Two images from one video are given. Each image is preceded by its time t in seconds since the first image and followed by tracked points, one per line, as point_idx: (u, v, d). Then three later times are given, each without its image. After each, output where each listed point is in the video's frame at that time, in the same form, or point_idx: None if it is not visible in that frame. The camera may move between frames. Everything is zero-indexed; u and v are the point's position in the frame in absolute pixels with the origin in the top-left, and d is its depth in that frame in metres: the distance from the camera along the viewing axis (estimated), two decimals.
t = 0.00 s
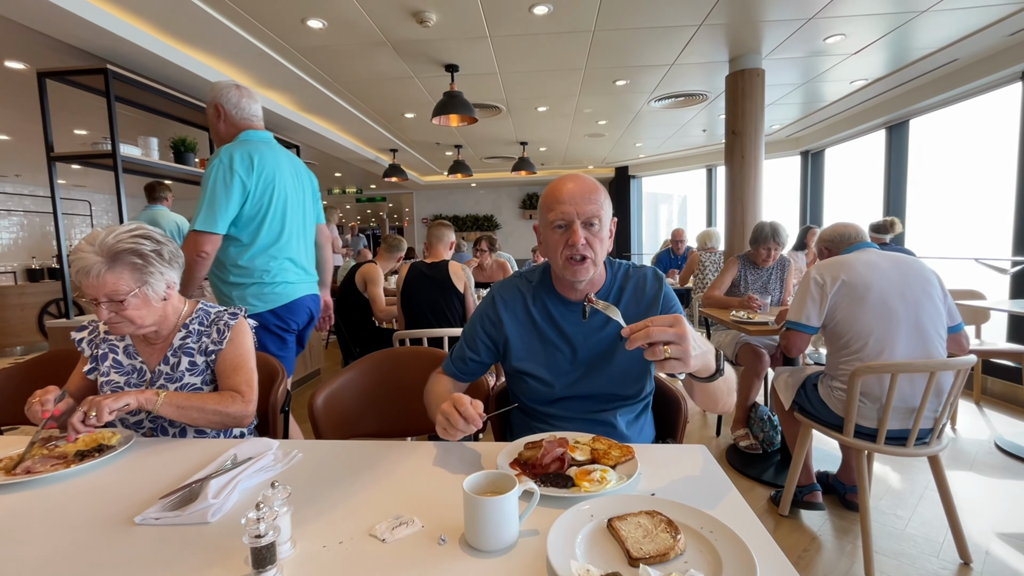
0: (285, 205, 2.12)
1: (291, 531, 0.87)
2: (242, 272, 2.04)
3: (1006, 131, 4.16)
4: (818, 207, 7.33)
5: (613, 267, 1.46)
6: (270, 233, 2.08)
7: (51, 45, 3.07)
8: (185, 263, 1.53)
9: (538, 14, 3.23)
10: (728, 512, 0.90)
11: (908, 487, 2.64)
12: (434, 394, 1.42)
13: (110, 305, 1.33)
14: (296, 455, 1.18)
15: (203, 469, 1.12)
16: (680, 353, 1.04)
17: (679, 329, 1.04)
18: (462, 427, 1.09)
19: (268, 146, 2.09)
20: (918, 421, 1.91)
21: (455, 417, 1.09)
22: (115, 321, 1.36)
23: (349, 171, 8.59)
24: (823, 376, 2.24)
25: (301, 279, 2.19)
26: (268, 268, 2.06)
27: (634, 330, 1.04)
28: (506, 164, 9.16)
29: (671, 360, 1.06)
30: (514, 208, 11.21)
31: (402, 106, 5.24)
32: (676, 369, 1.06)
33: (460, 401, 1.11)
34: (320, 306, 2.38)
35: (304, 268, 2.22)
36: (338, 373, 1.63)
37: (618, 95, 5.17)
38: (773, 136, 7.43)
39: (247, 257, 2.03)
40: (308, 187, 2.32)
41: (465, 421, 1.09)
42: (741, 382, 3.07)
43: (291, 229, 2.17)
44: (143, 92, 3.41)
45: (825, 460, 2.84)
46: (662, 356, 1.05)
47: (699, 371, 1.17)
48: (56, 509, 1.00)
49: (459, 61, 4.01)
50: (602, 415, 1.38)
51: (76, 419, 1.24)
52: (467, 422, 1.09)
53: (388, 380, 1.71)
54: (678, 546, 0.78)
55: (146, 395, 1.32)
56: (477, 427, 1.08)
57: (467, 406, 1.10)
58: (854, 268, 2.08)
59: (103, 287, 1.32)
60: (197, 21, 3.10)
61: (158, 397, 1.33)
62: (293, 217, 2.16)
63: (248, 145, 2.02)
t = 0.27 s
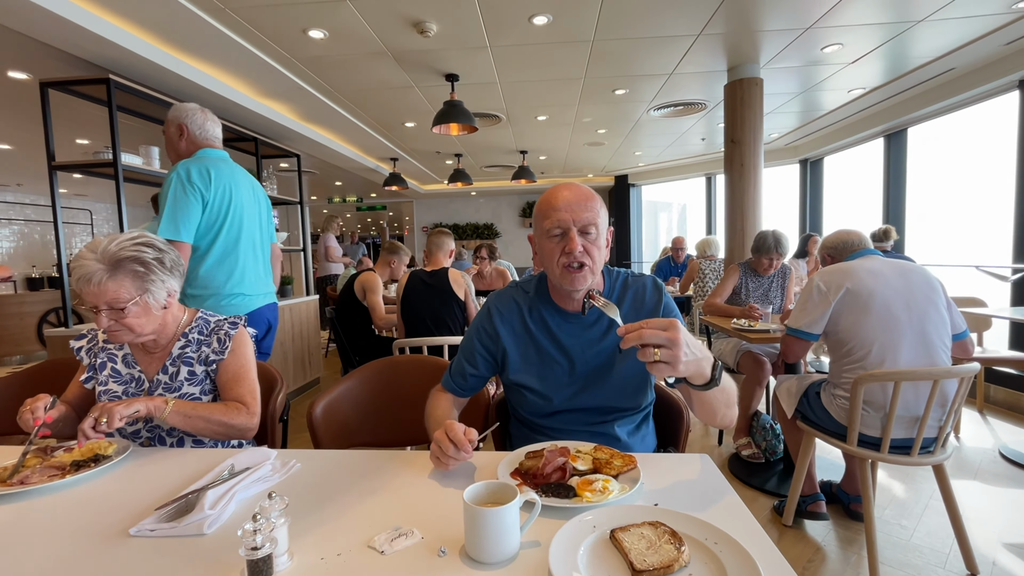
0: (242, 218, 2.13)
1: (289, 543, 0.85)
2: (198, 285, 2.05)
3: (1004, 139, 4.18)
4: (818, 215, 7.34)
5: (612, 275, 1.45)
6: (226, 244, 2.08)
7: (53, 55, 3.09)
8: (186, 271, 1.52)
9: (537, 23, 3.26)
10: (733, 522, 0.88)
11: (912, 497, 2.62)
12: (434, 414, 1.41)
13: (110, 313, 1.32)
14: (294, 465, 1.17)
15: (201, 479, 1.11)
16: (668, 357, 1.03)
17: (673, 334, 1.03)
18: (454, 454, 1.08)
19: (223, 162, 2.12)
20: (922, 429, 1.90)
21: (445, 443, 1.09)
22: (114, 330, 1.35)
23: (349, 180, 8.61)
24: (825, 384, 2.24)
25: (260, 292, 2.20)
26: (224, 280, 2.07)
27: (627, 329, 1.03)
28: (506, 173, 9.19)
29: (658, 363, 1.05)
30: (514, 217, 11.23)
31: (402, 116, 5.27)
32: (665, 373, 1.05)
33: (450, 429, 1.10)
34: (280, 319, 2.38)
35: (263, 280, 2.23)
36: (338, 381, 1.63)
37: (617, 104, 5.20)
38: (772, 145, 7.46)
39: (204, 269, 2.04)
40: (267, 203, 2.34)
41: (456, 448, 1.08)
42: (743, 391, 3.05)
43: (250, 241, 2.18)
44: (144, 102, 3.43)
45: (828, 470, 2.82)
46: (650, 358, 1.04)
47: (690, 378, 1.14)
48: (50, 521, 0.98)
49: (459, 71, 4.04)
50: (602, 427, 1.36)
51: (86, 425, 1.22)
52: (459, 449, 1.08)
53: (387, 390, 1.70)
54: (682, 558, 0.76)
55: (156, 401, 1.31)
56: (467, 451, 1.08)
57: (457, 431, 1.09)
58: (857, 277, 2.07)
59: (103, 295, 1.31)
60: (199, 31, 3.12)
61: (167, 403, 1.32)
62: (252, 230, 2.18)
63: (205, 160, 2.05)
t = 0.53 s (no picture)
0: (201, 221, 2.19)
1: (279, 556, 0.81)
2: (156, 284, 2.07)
3: (1006, 141, 4.16)
4: (818, 219, 7.33)
5: (615, 279, 1.42)
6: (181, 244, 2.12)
7: (48, 57, 3.06)
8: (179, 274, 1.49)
9: (537, 26, 3.24)
10: (746, 533, 0.84)
11: (920, 503, 2.58)
12: (434, 424, 1.37)
13: (101, 316, 1.27)
14: (287, 473, 1.13)
15: (190, 488, 1.06)
16: (653, 313, 1.02)
17: (653, 293, 1.02)
18: (453, 463, 1.03)
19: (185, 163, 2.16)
20: (931, 435, 1.86)
21: (444, 451, 1.05)
22: (105, 334, 1.30)
23: (348, 185, 8.59)
24: (830, 389, 2.20)
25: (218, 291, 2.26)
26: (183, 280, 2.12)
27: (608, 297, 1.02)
28: (505, 177, 9.18)
29: (645, 323, 1.02)
30: (513, 221, 11.22)
31: (401, 119, 5.25)
32: (653, 332, 1.02)
33: (449, 437, 1.06)
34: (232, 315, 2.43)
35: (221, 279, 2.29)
36: (335, 386, 1.59)
37: (617, 108, 5.19)
38: (772, 149, 7.46)
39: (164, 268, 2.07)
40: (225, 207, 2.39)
41: (455, 457, 1.04)
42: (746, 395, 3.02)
43: (208, 241, 2.23)
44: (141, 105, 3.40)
45: (834, 475, 2.78)
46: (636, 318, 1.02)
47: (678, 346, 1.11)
48: (32, 532, 0.94)
49: (458, 74, 4.02)
50: (606, 438, 1.32)
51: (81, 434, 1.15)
52: (459, 460, 1.04)
53: (384, 396, 1.66)
54: (695, 571, 0.72)
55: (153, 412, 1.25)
56: (467, 458, 1.03)
57: (456, 439, 1.06)
58: (864, 280, 2.04)
59: (94, 297, 1.26)
60: (196, 32, 3.10)
61: (165, 414, 1.26)
62: (211, 230, 2.23)
63: (164, 160, 2.08)
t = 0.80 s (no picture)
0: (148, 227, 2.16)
1: None
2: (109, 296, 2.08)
3: (1010, 149, 4.13)
4: (819, 227, 7.30)
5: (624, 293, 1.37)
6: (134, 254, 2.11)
7: (46, 66, 3.04)
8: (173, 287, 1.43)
9: (538, 34, 3.22)
10: (771, 566, 0.79)
11: (932, 518, 2.51)
12: (434, 443, 1.31)
13: (88, 331, 1.23)
14: (282, 496, 1.08)
15: (179, 514, 1.01)
16: (647, 342, 1.00)
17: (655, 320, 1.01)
18: (455, 492, 0.98)
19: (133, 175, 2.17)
20: (947, 451, 1.80)
21: (444, 480, 1.00)
22: (93, 350, 1.26)
23: (348, 193, 8.58)
24: (841, 402, 2.14)
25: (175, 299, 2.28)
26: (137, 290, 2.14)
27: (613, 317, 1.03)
28: (505, 186, 9.17)
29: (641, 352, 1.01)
30: (514, 230, 11.20)
31: (402, 128, 5.24)
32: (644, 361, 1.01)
33: (449, 465, 1.01)
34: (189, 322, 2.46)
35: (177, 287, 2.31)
36: (333, 401, 1.53)
37: (617, 117, 5.18)
38: (773, 157, 7.45)
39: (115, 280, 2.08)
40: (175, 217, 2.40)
41: (457, 486, 0.99)
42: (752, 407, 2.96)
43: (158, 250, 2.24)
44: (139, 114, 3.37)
45: (844, 490, 2.71)
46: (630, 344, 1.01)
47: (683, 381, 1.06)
48: (10, 562, 0.89)
49: (459, 82, 4.00)
50: (614, 461, 1.26)
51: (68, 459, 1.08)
52: (462, 488, 0.99)
53: (384, 412, 1.61)
54: None
55: (144, 434, 1.19)
56: (468, 488, 0.98)
57: (457, 466, 1.01)
58: (875, 292, 1.99)
59: (81, 312, 1.22)
60: (195, 41, 3.07)
61: (154, 437, 1.20)
62: (160, 240, 2.24)
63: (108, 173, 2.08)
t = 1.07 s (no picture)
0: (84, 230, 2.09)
1: None
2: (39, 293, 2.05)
3: (1005, 151, 4.13)
4: (815, 230, 7.30)
5: (625, 291, 1.32)
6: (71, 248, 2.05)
7: (32, 64, 2.98)
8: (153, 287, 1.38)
9: (534, 33, 3.19)
10: None
11: (935, 522, 2.47)
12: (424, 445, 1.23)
13: (61, 333, 1.17)
14: (266, 505, 1.02)
15: (156, 523, 0.95)
16: (706, 425, 0.91)
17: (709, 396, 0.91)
18: (450, 493, 0.93)
19: (53, 170, 2.13)
20: (952, 454, 1.76)
21: (443, 477, 0.95)
22: (66, 353, 1.20)
23: (343, 196, 8.51)
24: (843, 404, 2.10)
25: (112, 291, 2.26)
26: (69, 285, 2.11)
27: (660, 391, 0.90)
28: (501, 188, 9.13)
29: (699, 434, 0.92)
30: (509, 233, 11.17)
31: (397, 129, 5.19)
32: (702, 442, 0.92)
33: (451, 462, 0.97)
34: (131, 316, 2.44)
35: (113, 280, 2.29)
36: (322, 405, 1.48)
37: (613, 118, 5.15)
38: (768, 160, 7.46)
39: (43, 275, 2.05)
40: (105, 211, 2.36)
41: (456, 483, 0.94)
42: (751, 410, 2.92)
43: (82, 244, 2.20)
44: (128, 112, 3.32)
45: (846, 494, 2.67)
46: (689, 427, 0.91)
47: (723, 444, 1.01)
48: None
49: (454, 82, 3.96)
50: (614, 464, 1.22)
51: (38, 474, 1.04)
52: (459, 489, 0.94)
53: (376, 415, 1.55)
54: None
55: (115, 447, 1.14)
56: (468, 492, 0.93)
57: (458, 467, 0.96)
58: (877, 291, 1.96)
59: (53, 312, 1.16)
60: (185, 38, 3.02)
61: (127, 449, 1.15)
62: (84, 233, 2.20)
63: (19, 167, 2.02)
